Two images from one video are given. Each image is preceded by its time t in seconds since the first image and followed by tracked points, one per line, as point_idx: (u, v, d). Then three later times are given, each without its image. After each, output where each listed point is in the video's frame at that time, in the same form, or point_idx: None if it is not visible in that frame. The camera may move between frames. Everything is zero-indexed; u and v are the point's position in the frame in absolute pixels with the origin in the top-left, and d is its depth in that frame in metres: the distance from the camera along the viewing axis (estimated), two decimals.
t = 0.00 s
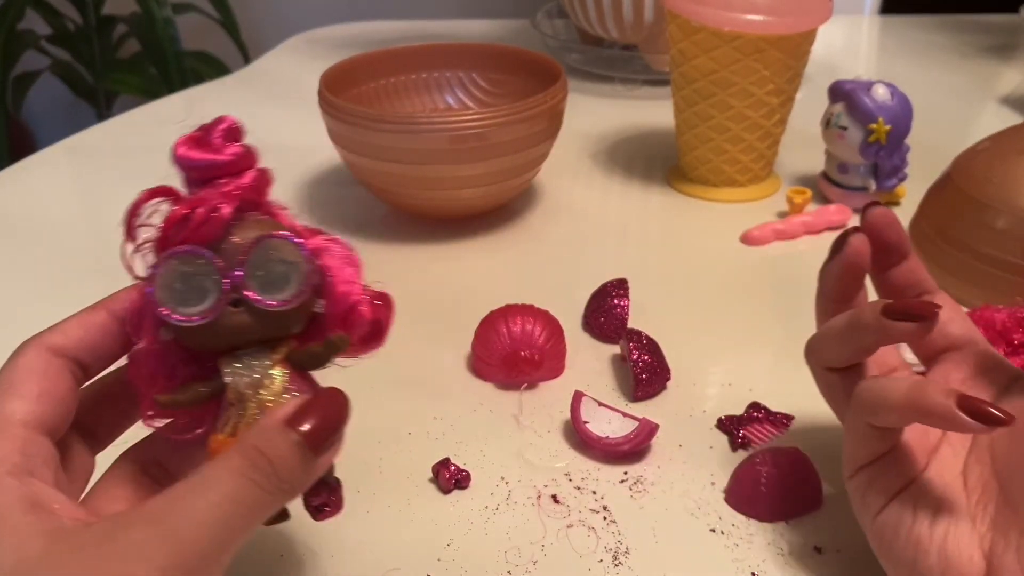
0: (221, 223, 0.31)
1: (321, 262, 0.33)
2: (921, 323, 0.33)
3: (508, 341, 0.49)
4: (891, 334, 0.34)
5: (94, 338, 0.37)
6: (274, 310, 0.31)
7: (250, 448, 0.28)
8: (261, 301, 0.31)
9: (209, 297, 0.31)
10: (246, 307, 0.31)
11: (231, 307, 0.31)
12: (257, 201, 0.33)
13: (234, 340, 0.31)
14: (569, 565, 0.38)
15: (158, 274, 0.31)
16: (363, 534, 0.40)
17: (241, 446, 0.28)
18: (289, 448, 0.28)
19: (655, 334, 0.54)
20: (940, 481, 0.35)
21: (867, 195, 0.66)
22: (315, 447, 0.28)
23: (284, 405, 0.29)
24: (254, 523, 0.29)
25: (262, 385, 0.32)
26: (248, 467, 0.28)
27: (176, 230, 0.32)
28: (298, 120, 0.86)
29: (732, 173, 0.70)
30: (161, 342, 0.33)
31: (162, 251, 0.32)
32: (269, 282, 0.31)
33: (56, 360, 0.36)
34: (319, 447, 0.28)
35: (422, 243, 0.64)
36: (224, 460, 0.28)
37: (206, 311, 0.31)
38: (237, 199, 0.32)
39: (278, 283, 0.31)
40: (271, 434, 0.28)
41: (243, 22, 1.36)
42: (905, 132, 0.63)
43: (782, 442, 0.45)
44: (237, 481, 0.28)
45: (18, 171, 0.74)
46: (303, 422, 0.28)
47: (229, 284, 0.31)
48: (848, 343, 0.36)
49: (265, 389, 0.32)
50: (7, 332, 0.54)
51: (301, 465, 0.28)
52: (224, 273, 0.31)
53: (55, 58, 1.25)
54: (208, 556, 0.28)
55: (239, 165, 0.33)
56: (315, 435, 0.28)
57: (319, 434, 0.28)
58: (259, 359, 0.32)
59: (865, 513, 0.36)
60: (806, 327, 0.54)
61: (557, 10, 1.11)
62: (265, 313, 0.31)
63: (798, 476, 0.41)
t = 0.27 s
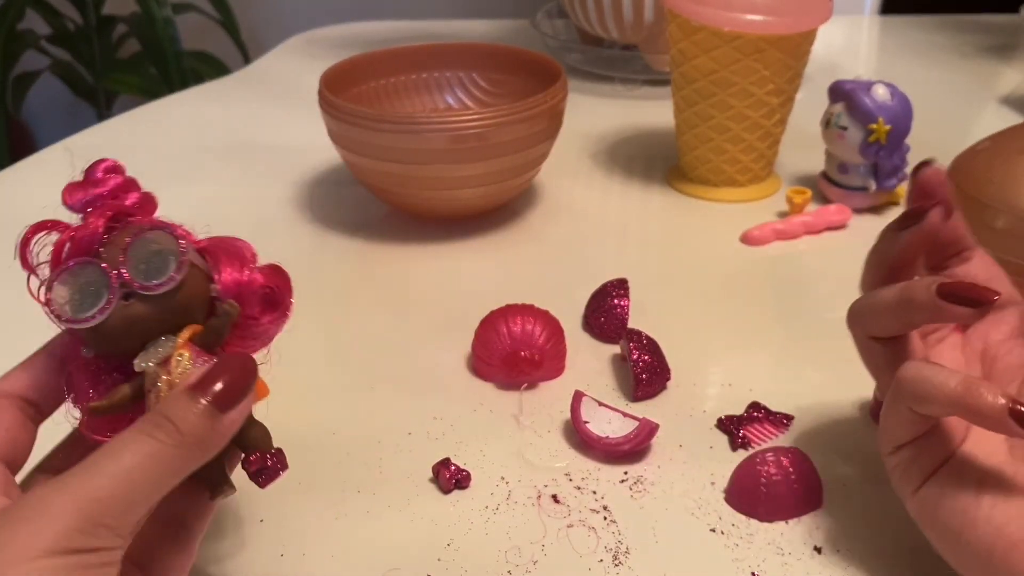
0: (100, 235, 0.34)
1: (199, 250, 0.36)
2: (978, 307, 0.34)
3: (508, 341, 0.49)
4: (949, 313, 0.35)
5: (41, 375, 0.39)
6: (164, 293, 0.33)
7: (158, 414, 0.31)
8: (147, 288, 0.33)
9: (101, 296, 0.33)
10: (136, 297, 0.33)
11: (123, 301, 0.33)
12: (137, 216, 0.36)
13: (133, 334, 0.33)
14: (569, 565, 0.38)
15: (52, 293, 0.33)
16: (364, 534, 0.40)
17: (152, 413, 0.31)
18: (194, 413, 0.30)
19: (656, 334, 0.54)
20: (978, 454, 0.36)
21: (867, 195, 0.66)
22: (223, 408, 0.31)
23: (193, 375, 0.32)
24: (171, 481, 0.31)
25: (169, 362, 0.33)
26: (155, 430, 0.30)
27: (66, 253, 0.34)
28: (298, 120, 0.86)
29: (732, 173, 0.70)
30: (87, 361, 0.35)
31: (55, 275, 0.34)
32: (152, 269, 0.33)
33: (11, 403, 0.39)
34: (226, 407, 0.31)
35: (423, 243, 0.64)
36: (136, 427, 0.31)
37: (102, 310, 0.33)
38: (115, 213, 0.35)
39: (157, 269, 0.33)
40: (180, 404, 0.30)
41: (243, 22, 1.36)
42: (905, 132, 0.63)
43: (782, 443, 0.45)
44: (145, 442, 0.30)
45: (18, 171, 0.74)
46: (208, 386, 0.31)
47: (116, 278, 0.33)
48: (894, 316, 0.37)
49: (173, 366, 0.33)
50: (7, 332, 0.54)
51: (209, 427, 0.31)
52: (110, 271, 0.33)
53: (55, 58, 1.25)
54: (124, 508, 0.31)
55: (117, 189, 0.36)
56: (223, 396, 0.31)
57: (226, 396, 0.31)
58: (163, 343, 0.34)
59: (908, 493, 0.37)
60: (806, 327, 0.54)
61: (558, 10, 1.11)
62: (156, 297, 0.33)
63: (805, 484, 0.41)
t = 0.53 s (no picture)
0: (121, 269, 0.35)
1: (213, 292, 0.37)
2: None
3: (508, 341, 0.49)
4: None
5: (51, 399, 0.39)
6: (174, 322, 0.34)
7: (164, 431, 0.31)
8: (164, 317, 0.34)
9: (118, 322, 0.33)
10: (151, 324, 0.34)
11: (137, 329, 0.33)
12: (158, 255, 0.37)
13: (144, 360, 0.34)
14: (568, 564, 0.38)
15: (71, 318, 0.34)
16: (365, 534, 0.40)
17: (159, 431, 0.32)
18: (197, 430, 0.31)
19: (655, 334, 0.54)
20: None
21: (865, 195, 0.66)
22: (225, 432, 0.32)
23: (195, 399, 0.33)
24: (174, 493, 0.32)
25: (174, 389, 0.33)
26: (163, 447, 0.31)
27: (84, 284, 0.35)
28: (299, 121, 0.86)
29: (731, 174, 0.71)
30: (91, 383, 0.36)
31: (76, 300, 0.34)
32: (169, 298, 0.34)
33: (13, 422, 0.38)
34: (228, 430, 0.32)
35: (423, 244, 0.65)
36: (141, 444, 0.32)
37: (116, 335, 0.33)
38: (136, 249, 0.36)
39: (173, 299, 0.34)
40: (184, 422, 0.31)
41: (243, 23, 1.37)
42: (903, 132, 0.63)
43: (781, 442, 0.45)
44: (152, 457, 0.31)
45: (20, 171, 0.74)
46: (213, 409, 0.32)
47: (133, 307, 0.33)
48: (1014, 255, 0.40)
49: (176, 390, 0.33)
50: (9, 333, 0.54)
51: (211, 447, 0.32)
52: (127, 300, 0.34)
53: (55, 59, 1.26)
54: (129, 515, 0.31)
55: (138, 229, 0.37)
56: (224, 422, 0.32)
57: (227, 418, 0.32)
58: (170, 370, 0.34)
59: (992, 432, 0.40)
60: (805, 327, 0.54)
61: (558, 11, 1.11)
62: (169, 327, 0.34)
63: (805, 482, 0.41)
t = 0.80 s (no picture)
0: (162, 279, 0.38)
1: (238, 318, 0.40)
2: None
3: (508, 341, 0.49)
4: None
5: (56, 385, 0.40)
6: (202, 339, 0.38)
7: (175, 441, 0.34)
8: (192, 331, 0.38)
9: (149, 325, 0.37)
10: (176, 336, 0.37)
11: (166, 336, 0.37)
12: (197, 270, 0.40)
13: (164, 367, 0.37)
14: (568, 564, 0.38)
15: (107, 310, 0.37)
16: (366, 534, 0.40)
17: (169, 441, 0.34)
18: (206, 444, 0.34)
19: (655, 334, 0.54)
20: None
21: (865, 195, 0.67)
22: (228, 449, 0.35)
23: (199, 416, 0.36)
24: (183, 497, 0.34)
25: (184, 400, 0.37)
26: (175, 455, 0.33)
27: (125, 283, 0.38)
28: (299, 121, 0.86)
29: (731, 174, 0.71)
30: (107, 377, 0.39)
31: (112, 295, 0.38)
32: (196, 316, 0.38)
33: (14, 404, 0.39)
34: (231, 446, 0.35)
35: (423, 244, 0.65)
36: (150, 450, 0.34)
37: (144, 336, 0.37)
38: (181, 262, 0.39)
39: (202, 317, 0.38)
40: (192, 433, 0.34)
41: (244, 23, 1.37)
42: (903, 133, 0.63)
43: (780, 442, 0.45)
44: (164, 465, 0.33)
45: (20, 172, 0.74)
46: (216, 428, 0.34)
47: (167, 316, 0.37)
48: None
49: (185, 404, 0.37)
50: (10, 332, 0.54)
51: (217, 460, 0.34)
52: (160, 310, 0.37)
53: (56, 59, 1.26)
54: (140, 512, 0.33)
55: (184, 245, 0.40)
56: (228, 439, 0.35)
57: (231, 434, 0.35)
58: (184, 380, 0.38)
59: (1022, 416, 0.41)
60: (804, 326, 0.54)
61: (557, 12, 1.11)
62: (194, 341, 0.38)
63: (805, 482, 0.41)
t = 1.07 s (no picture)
0: (150, 287, 0.42)
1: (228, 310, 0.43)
2: None
3: (508, 341, 0.50)
4: None
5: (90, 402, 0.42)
6: (194, 320, 0.40)
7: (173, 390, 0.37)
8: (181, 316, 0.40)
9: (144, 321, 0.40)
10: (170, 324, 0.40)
11: (159, 326, 0.39)
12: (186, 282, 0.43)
13: (164, 354, 0.39)
14: (568, 564, 0.38)
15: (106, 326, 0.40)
16: (366, 533, 0.40)
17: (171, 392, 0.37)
18: (203, 390, 0.37)
19: (654, 334, 0.54)
20: None
21: (865, 195, 0.67)
22: (229, 396, 0.37)
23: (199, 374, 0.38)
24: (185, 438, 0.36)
25: (183, 373, 0.39)
26: (173, 398, 0.36)
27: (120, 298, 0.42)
28: (299, 121, 0.86)
29: (731, 174, 0.71)
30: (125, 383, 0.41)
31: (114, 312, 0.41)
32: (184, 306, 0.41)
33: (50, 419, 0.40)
34: (231, 394, 0.38)
35: (424, 243, 0.65)
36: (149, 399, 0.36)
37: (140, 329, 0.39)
38: (166, 272, 0.43)
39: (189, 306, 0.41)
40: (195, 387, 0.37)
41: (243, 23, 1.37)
42: (903, 133, 0.63)
43: (781, 442, 0.45)
44: (163, 405, 0.36)
45: (20, 171, 0.74)
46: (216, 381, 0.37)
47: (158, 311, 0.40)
48: None
49: (184, 369, 0.39)
50: (9, 332, 0.54)
51: (215, 405, 0.37)
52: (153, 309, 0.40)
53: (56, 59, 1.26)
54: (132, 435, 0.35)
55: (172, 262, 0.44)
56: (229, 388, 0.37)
57: (230, 384, 0.38)
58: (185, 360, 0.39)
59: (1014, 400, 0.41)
60: (803, 326, 0.54)
61: (557, 12, 1.11)
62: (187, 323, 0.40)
63: (804, 482, 0.41)
